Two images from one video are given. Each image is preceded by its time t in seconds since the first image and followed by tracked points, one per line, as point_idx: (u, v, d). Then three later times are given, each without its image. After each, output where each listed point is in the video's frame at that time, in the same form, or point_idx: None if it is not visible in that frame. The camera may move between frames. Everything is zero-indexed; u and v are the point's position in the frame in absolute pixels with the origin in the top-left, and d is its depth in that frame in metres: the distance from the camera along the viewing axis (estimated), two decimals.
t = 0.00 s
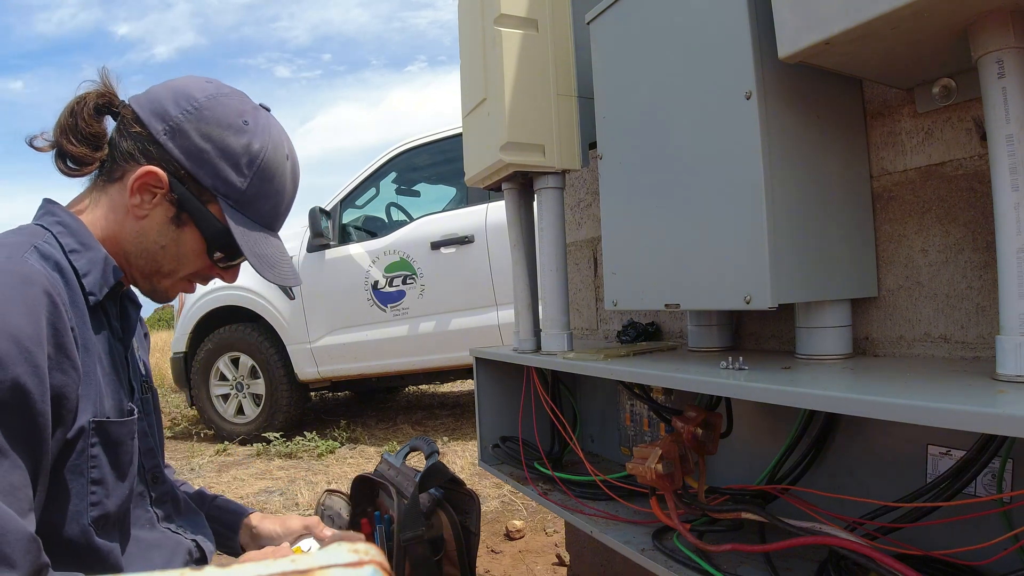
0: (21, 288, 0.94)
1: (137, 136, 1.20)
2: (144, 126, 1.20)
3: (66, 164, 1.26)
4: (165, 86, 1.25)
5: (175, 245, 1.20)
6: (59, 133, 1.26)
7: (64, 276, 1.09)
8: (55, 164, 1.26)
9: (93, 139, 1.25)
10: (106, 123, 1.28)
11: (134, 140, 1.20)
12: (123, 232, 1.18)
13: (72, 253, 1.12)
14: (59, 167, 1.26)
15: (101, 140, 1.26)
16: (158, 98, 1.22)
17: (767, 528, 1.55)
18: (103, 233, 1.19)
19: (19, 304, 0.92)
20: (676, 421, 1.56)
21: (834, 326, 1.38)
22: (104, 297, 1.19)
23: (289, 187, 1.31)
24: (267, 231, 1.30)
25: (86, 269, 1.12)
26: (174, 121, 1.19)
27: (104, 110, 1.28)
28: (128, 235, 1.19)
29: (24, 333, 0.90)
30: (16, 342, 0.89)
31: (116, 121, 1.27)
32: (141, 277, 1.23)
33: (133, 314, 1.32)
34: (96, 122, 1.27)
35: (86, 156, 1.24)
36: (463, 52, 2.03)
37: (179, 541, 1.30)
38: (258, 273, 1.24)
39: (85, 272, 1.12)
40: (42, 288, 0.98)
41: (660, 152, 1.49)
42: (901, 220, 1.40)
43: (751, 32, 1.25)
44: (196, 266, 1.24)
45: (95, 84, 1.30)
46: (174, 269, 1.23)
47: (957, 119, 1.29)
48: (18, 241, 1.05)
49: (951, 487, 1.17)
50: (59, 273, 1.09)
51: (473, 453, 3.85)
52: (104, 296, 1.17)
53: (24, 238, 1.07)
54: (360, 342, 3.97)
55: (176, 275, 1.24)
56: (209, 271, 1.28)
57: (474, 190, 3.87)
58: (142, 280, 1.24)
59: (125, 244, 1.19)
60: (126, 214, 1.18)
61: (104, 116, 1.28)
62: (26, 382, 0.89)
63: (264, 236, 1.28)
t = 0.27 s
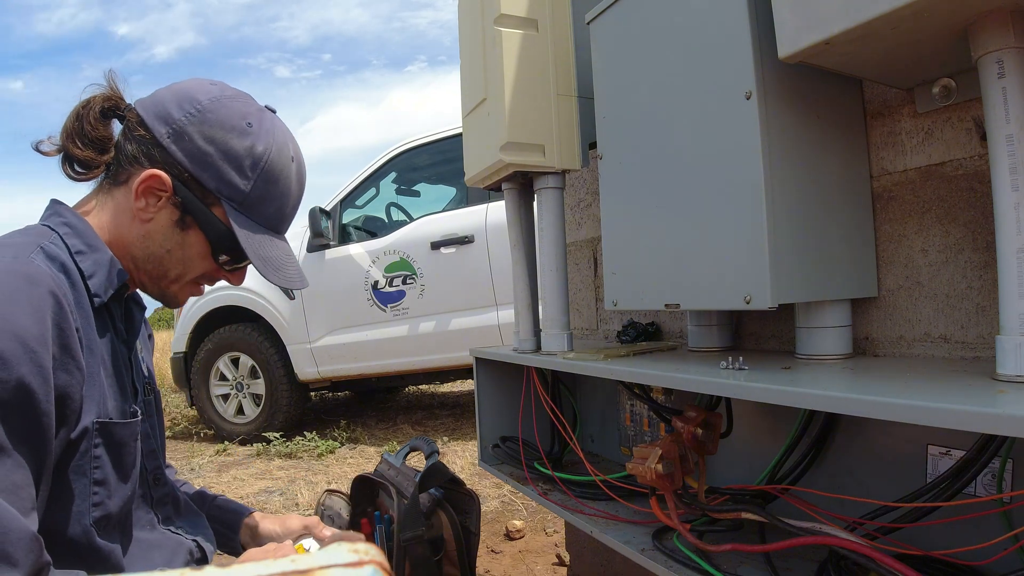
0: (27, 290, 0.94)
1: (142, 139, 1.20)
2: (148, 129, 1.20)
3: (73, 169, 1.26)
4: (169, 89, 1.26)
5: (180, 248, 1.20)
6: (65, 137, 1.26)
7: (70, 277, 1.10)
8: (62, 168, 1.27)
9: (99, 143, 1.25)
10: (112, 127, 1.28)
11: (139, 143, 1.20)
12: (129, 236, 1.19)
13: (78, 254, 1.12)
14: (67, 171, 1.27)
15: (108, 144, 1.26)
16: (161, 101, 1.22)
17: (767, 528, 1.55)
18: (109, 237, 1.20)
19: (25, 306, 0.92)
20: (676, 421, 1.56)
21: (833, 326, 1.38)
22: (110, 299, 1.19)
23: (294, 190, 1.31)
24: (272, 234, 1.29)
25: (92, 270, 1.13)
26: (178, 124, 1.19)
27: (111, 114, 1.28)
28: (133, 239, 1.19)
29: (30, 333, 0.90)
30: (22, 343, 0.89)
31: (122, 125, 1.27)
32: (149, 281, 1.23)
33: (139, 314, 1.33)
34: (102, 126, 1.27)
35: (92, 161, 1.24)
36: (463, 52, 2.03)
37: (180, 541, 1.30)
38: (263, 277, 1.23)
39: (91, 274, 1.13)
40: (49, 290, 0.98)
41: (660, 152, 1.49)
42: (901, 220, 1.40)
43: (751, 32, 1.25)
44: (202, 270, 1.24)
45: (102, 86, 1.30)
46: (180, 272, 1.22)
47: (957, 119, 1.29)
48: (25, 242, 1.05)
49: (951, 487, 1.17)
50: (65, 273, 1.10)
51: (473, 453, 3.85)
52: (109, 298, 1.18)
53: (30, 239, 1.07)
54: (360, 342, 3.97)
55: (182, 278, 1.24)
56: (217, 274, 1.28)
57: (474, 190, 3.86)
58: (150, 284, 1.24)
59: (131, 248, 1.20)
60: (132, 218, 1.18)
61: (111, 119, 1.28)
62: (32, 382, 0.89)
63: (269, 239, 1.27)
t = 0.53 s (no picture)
0: (33, 290, 0.95)
1: (145, 139, 1.20)
2: (150, 130, 1.20)
3: (80, 168, 1.26)
4: (174, 89, 1.26)
5: (183, 249, 1.20)
6: (71, 137, 1.27)
7: (73, 278, 1.10)
8: (67, 167, 1.27)
9: (104, 142, 1.25)
10: (118, 128, 1.28)
11: (142, 144, 1.20)
12: (132, 236, 1.19)
13: (82, 255, 1.12)
14: (72, 171, 1.27)
15: (111, 143, 1.25)
16: (165, 102, 1.22)
17: (767, 528, 1.55)
18: (111, 237, 1.19)
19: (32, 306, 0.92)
20: (676, 421, 1.56)
21: (833, 326, 1.38)
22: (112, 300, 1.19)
23: (297, 192, 1.31)
24: (274, 235, 1.29)
25: (96, 271, 1.12)
26: (181, 125, 1.19)
27: (118, 114, 1.28)
28: (135, 239, 1.19)
29: (35, 333, 0.90)
30: (28, 342, 0.89)
31: (127, 126, 1.26)
32: (150, 282, 1.23)
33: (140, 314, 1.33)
34: (109, 126, 1.27)
35: (96, 160, 1.24)
36: (463, 52, 2.03)
37: (182, 541, 1.30)
38: (263, 279, 1.23)
39: (95, 275, 1.12)
40: (54, 292, 0.98)
41: (660, 152, 1.49)
42: (901, 220, 1.40)
43: (751, 32, 1.25)
44: (204, 271, 1.24)
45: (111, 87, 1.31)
46: (182, 273, 1.22)
47: (957, 119, 1.29)
48: (30, 242, 1.06)
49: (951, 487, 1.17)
50: (68, 274, 1.09)
51: (473, 453, 3.85)
52: (112, 299, 1.18)
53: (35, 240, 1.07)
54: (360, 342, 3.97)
55: (184, 279, 1.24)
56: (218, 275, 1.28)
57: (474, 190, 3.86)
58: (151, 285, 1.24)
59: (132, 248, 1.19)
60: (135, 219, 1.18)
61: (117, 119, 1.28)
62: (37, 381, 0.89)
63: (270, 241, 1.27)
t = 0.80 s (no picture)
0: (36, 293, 0.95)
1: (147, 140, 1.20)
2: (151, 130, 1.20)
3: (82, 168, 1.26)
4: (176, 90, 1.26)
5: (184, 249, 1.20)
6: (73, 136, 1.27)
7: (75, 279, 1.10)
8: (70, 167, 1.27)
9: (106, 142, 1.25)
10: (121, 128, 1.28)
11: (144, 144, 1.20)
12: (132, 236, 1.19)
13: (84, 256, 1.12)
14: (75, 171, 1.27)
15: (113, 143, 1.26)
16: (168, 102, 1.23)
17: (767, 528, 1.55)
18: (111, 238, 1.19)
19: (35, 309, 0.92)
20: (676, 421, 1.58)
21: (834, 326, 1.38)
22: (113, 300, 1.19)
23: (298, 193, 1.31)
24: (274, 237, 1.29)
25: (97, 273, 1.12)
26: (183, 125, 1.19)
27: (120, 114, 1.28)
28: (135, 239, 1.19)
29: (37, 336, 0.90)
30: (30, 344, 0.89)
31: (129, 127, 1.26)
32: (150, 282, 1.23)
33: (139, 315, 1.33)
34: (111, 126, 1.27)
35: (99, 159, 1.24)
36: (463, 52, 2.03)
37: (183, 542, 1.30)
38: (263, 280, 1.23)
39: (96, 276, 1.12)
40: (57, 295, 0.98)
41: (660, 153, 1.49)
42: (901, 220, 1.40)
43: (751, 32, 1.25)
44: (204, 271, 1.24)
45: (114, 87, 1.31)
46: (182, 274, 1.22)
47: (957, 119, 1.29)
48: (32, 243, 1.05)
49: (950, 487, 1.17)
50: (71, 276, 1.09)
51: (473, 453, 3.85)
52: (112, 301, 1.17)
53: (37, 241, 1.07)
54: (360, 342, 3.97)
55: (184, 280, 1.24)
56: (218, 275, 1.28)
57: (474, 189, 3.86)
58: (152, 285, 1.23)
59: (133, 248, 1.19)
60: (136, 220, 1.18)
61: (120, 119, 1.28)
62: (38, 383, 0.89)
63: (271, 242, 1.27)
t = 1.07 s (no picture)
0: (37, 294, 0.95)
1: (148, 140, 1.20)
2: (152, 130, 1.20)
3: (83, 168, 1.26)
4: (177, 90, 1.26)
5: (184, 250, 1.20)
6: (74, 136, 1.27)
7: (76, 280, 1.10)
8: (71, 166, 1.27)
9: (107, 142, 1.25)
10: (122, 128, 1.28)
11: (145, 144, 1.20)
12: (132, 237, 1.19)
13: (84, 257, 1.12)
14: (75, 170, 1.27)
15: (115, 143, 1.26)
16: (169, 102, 1.23)
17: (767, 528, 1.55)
18: (112, 238, 1.19)
19: (36, 310, 0.92)
20: (676, 421, 1.58)
21: (834, 326, 1.38)
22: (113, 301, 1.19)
23: (299, 195, 1.31)
24: (275, 238, 1.29)
25: (98, 273, 1.12)
26: (184, 126, 1.19)
27: (121, 114, 1.28)
28: (135, 239, 1.19)
29: (38, 337, 0.90)
30: (30, 345, 0.89)
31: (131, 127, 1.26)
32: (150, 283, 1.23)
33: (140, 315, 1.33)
34: (113, 126, 1.27)
35: (101, 159, 1.24)
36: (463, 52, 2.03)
37: (183, 543, 1.30)
38: (263, 281, 1.23)
39: (97, 277, 1.12)
40: (58, 296, 0.98)
41: (660, 153, 1.49)
42: (901, 220, 1.40)
43: (751, 32, 1.25)
44: (204, 271, 1.24)
45: (115, 87, 1.31)
46: (182, 274, 1.22)
47: (957, 119, 1.29)
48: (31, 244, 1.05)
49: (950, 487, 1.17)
50: (71, 276, 1.09)
51: (473, 453, 3.85)
52: (113, 302, 1.18)
53: (37, 242, 1.07)
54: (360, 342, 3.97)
55: (184, 280, 1.24)
56: (218, 276, 1.28)
57: (474, 189, 3.86)
58: (152, 286, 1.23)
59: (133, 249, 1.19)
60: (136, 220, 1.18)
61: (121, 119, 1.28)
62: (38, 384, 0.89)
63: (272, 243, 1.27)
